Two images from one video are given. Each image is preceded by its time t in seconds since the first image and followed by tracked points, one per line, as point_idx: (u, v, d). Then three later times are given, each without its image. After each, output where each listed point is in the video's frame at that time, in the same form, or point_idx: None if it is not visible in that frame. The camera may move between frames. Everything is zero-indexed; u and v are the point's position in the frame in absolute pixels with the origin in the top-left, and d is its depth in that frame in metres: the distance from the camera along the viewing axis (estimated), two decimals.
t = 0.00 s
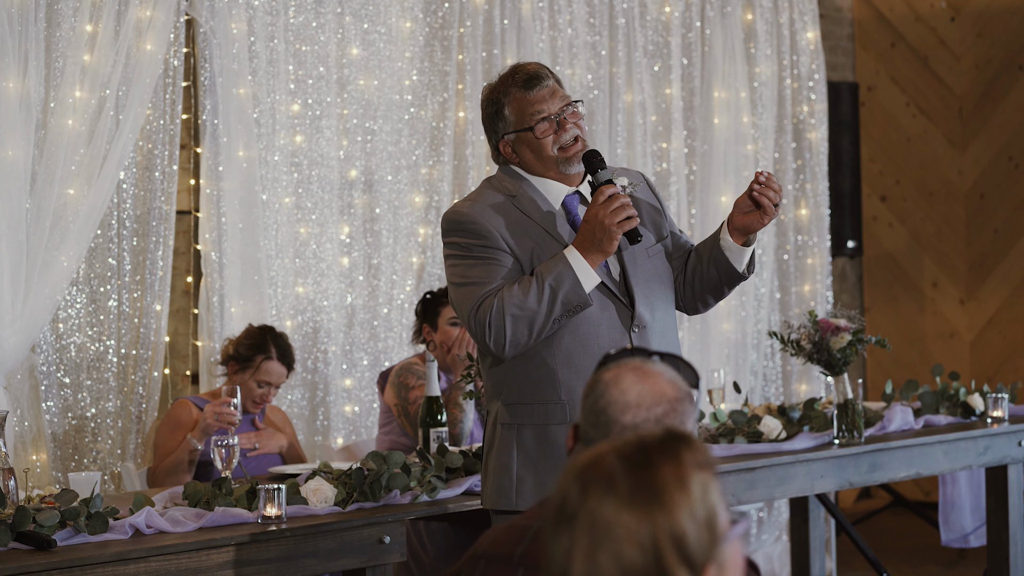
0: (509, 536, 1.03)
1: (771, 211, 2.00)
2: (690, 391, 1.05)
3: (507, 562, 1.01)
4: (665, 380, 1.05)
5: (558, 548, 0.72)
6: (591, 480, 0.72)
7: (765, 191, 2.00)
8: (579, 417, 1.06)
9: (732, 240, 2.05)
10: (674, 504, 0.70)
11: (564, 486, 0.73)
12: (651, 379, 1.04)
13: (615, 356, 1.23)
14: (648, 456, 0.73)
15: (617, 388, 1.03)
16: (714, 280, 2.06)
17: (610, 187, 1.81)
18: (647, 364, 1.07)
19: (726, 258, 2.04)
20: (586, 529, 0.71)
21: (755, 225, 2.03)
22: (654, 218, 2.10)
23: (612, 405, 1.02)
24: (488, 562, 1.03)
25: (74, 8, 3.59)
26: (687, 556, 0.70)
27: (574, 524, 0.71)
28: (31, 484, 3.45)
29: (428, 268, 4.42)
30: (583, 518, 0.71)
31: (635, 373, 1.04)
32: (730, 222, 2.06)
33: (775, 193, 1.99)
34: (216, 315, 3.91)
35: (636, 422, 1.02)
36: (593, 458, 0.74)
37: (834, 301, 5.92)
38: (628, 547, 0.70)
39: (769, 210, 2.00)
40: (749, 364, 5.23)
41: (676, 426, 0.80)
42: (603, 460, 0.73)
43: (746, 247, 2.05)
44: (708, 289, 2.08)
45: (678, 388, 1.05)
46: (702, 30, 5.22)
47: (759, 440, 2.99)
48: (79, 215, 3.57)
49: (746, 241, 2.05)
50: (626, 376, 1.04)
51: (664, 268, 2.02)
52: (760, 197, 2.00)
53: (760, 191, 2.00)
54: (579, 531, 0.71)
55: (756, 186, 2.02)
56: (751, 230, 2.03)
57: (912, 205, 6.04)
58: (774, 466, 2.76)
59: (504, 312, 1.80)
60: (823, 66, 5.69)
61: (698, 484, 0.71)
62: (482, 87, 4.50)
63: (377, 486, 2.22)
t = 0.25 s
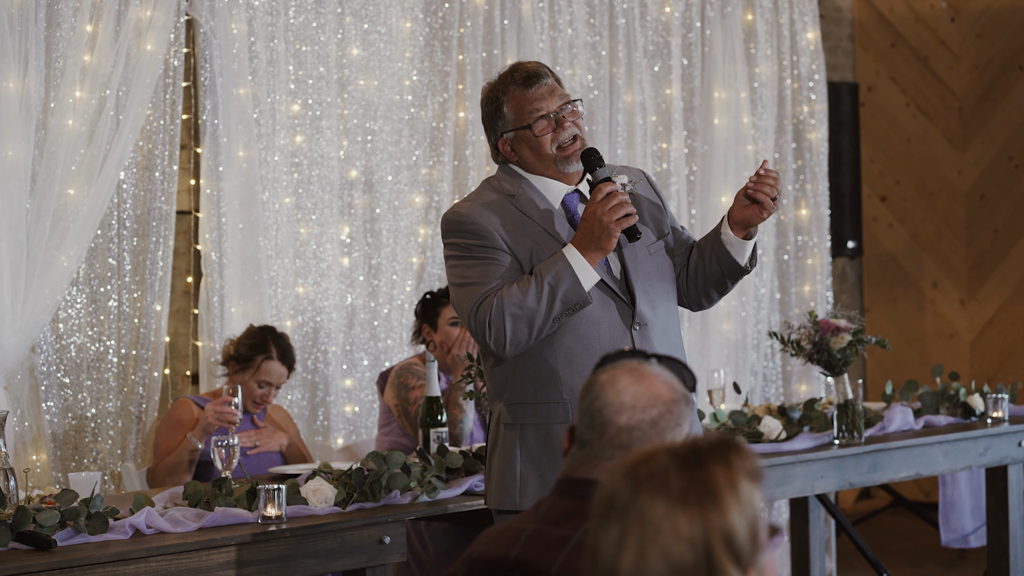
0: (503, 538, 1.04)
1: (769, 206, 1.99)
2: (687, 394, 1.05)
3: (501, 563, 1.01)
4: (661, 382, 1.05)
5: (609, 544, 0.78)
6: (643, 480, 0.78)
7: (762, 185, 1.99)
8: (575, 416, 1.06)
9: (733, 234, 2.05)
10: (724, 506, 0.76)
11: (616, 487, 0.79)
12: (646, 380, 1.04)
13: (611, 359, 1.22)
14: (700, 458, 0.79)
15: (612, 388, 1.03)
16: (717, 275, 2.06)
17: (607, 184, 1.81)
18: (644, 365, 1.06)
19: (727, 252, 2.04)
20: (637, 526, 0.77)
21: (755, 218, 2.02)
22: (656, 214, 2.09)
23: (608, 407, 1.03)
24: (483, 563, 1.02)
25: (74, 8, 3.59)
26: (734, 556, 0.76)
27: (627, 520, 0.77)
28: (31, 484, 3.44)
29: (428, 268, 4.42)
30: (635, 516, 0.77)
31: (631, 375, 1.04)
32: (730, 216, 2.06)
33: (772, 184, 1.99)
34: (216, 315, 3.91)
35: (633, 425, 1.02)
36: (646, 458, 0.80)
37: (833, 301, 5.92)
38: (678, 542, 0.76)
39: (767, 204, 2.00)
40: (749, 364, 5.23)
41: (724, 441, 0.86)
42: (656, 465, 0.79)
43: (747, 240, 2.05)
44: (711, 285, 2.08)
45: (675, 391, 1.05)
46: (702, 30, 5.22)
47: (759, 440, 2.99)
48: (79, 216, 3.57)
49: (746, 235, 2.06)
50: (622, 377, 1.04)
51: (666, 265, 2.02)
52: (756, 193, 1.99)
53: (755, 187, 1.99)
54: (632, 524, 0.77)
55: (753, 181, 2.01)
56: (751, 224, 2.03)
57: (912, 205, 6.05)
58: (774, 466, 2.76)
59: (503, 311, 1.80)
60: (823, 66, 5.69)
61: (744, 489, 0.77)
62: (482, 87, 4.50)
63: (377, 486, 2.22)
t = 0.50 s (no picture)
0: (498, 540, 1.05)
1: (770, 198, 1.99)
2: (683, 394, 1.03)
3: (497, 565, 1.04)
4: (656, 382, 1.03)
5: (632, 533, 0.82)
6: (670, 475, 0.82)
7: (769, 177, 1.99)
8: (570, 416, 1.06)
9: (731, 231, 2.04)
10: (748, 506, 0.79)
11: (642, 481, 0.83)
12: (641, 381, 1.02)
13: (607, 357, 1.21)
14: (726, 458, 0.83)
15: (607, 389, 1.02)
16: (716, 272, 2.06)
17: (610, 183, 1.81)
18: (639, 365, 1.05)
19: (725, 249, 2.04)
20: (660, 519, 0.80)
21: (754, 213, 2.02)
22: (654, 213, 2.09)
23: (602, 408, 1.02)
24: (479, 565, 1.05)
25: (75, 8, 3.59)
26: (756, 556, 0.79)
27: (652, 513, 0.81)
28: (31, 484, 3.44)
29: (428, 268, 4.42)
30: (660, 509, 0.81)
31: (626, 375, 1.03)
32: (728, 212, 2.05)
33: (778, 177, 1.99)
34: (216, 315, 3.91)
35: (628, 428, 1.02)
36: (674, 454, 0.84)
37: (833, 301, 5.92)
38: (700, 538, 0.79)
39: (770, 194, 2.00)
40: (749, 364, 5.23)
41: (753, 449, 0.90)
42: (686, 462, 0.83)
43: (745, 235, 2.04)
44: (711, 281, 2.08)
45: (671, 391, 1.03)
46: (702, 30, 5.22)
47: (760, 440, 2.99)
48: (79, 216, 3.57)
49: (745, 230, 2.05)
50: (617, 378, 1.03)
51: (665, 263, 2.02)
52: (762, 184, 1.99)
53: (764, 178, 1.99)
54: (654, 517, 0.81)
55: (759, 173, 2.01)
56: (749, 219, 2.02)
57: (912, 205, 6.05)
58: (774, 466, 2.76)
59: (508, 312, 1.80)
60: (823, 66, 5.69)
61: (769, 493, 0.81)
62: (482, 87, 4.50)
63: (377, 486, 2.22)
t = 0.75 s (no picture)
0: (496, 541, 1.05)
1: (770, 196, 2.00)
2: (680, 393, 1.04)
3: (494, 567, 1.03)
4: (653, 382, 1.03)
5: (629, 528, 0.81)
6: (670, 470, 0.80)
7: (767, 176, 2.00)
8: (568, 416, 1.06)
9: (731, 229, 2.04)
10: (748, 503, 0.78)
11: (642, 477, 0.82)
12: (639, 381, 1.02)
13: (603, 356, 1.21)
14: (729, 456, 0.81)
15: (605, 390, 1.02)
16: (715, 270, 2.06)
17: (617, 184, 1.82)
18: (636, 364, 1.05)
19: (726, 247, 2.04)
20: (659, 514, 0.79)
21: (755, 211, 2.02)
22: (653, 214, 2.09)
23: (602, 408, 1.02)
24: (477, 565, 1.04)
25: (74, 8, 3.59)
26: (756, 554, 0.77)
27: (651, 509, 0.79)
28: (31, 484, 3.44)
29: (428, 268, 4.42)
30: (658, 505, 0.79)
31: (623, 375, 1.03)
32: (728, 210, 2.04)
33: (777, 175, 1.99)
34: (216, 315, 3.91)
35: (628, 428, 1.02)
36: (677, 451, 0.83)
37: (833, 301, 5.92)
38: (698, 533, 0.77)
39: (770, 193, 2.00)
40: (749, 364, 5.23)
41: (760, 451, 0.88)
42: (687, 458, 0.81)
43: (746, 234, 2.04)
44: (709, 279, 2.08)
45: (668, 391, 1.03)
46: (702, 30, 5.22)
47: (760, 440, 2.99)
48: (79, 215, 3.57)
49: (745, 228, 2.05)
50: (614, 378, 1.03)
51: (667, 261, 2.02)
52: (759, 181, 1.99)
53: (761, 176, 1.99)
54: (653, 512, 0.79)
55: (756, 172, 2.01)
56: (750, 218, 2.02)
57: (912, 205, 6.04)
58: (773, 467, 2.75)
59: (517, 312, 1.79)
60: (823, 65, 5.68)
61: (770, 491, 0.79)
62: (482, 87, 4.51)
63: (377, 486, 2.22)
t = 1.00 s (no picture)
0: (497, 540, 1.05)
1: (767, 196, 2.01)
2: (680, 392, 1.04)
3: (492, 567, 1.03)
4: (653, 381, 1.03)
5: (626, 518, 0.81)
6: (665, 461, 0.81)
7: (760, 175, 2.00)
8: (568, 416, 1.06)
9: (731, 227, 2.05)
10: (742, 493, 0.78)
11: (638, 467, 0.82)
12: (639, 381, 1.02)
13: (602, 355, 1.21)
14: (724, 445, 0.81)
15: (605, 390, 1.02)
16: (713, 268, 2.06)
17: (621, 183, 1.83)
18: (636, 364, 1.05)
19: (725, 245, 2.04)
20: (655, 505, 0.79)
21: (753, 210, 2.02)
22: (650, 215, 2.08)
23: (602, 408, 1.02)
24: (477, 562, 1.04)
25: (74, 8, 3.59)
26: (749, 544, 0.78)
27: (645, 500, 0.80)
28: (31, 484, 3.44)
29: (428, 268, 4.42)
30: (655, 497, 0.80)
31: (623, 375, 1.03)
32: (728, 208, 2.06)
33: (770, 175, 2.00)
34: (216, 316, 3.91)
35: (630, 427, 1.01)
36: (671, 439, 0.83)
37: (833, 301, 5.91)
38: (693, 525, 0.78)
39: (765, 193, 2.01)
40: (749, 364, 5.23)
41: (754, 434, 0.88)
42: (683, 448, 0.81)
43: (744, 231, 2.06)
44: (706, 275, 2.08)
45: (668, 390, 1.03)
46: (702, 30, 5.22)
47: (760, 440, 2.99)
48: (79, 215, 3.57)
49: (743, 226, 2.06)
50: (614, 378, 1.03)
51: (666, 260, 2.03)
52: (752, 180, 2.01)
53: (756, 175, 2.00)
54: (647, 503, 0.80)
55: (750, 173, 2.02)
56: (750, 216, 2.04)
57: (912, 205, 6.04)
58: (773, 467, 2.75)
59: (524, 312, 1.78)
60: (823, 66, 5.68)
61: (764, 481, 0.79)
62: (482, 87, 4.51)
63: (377, 486, 2.22)
